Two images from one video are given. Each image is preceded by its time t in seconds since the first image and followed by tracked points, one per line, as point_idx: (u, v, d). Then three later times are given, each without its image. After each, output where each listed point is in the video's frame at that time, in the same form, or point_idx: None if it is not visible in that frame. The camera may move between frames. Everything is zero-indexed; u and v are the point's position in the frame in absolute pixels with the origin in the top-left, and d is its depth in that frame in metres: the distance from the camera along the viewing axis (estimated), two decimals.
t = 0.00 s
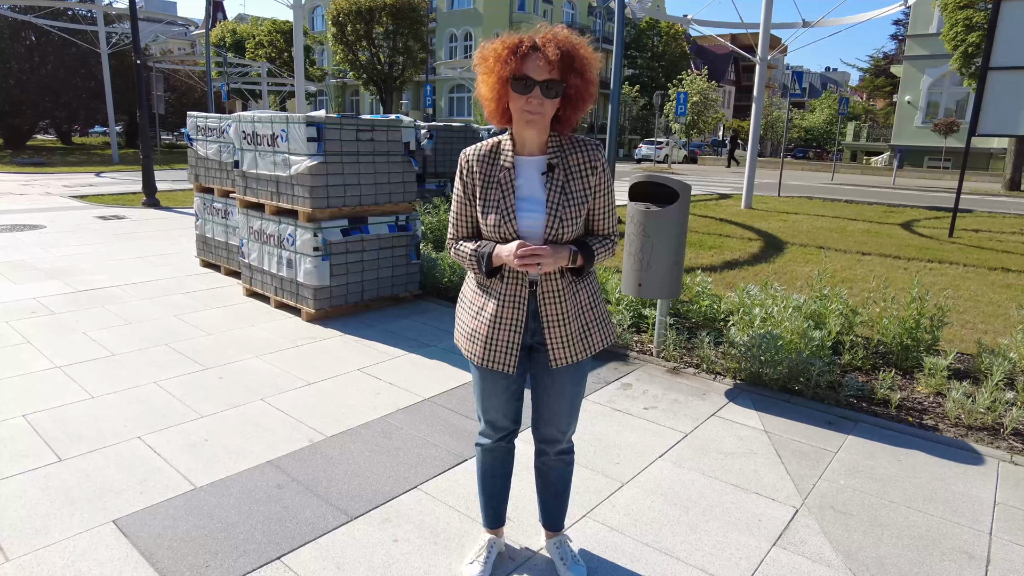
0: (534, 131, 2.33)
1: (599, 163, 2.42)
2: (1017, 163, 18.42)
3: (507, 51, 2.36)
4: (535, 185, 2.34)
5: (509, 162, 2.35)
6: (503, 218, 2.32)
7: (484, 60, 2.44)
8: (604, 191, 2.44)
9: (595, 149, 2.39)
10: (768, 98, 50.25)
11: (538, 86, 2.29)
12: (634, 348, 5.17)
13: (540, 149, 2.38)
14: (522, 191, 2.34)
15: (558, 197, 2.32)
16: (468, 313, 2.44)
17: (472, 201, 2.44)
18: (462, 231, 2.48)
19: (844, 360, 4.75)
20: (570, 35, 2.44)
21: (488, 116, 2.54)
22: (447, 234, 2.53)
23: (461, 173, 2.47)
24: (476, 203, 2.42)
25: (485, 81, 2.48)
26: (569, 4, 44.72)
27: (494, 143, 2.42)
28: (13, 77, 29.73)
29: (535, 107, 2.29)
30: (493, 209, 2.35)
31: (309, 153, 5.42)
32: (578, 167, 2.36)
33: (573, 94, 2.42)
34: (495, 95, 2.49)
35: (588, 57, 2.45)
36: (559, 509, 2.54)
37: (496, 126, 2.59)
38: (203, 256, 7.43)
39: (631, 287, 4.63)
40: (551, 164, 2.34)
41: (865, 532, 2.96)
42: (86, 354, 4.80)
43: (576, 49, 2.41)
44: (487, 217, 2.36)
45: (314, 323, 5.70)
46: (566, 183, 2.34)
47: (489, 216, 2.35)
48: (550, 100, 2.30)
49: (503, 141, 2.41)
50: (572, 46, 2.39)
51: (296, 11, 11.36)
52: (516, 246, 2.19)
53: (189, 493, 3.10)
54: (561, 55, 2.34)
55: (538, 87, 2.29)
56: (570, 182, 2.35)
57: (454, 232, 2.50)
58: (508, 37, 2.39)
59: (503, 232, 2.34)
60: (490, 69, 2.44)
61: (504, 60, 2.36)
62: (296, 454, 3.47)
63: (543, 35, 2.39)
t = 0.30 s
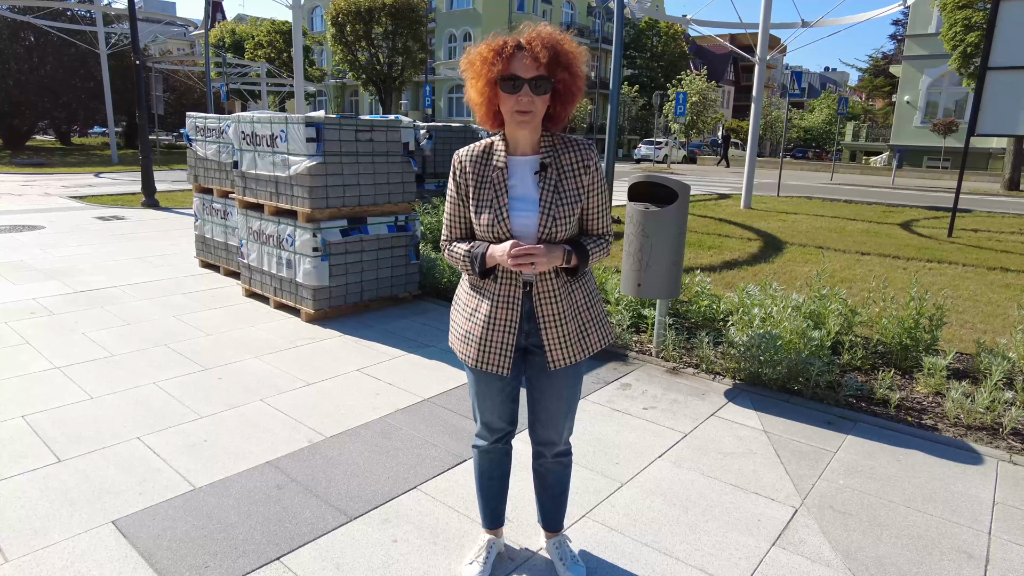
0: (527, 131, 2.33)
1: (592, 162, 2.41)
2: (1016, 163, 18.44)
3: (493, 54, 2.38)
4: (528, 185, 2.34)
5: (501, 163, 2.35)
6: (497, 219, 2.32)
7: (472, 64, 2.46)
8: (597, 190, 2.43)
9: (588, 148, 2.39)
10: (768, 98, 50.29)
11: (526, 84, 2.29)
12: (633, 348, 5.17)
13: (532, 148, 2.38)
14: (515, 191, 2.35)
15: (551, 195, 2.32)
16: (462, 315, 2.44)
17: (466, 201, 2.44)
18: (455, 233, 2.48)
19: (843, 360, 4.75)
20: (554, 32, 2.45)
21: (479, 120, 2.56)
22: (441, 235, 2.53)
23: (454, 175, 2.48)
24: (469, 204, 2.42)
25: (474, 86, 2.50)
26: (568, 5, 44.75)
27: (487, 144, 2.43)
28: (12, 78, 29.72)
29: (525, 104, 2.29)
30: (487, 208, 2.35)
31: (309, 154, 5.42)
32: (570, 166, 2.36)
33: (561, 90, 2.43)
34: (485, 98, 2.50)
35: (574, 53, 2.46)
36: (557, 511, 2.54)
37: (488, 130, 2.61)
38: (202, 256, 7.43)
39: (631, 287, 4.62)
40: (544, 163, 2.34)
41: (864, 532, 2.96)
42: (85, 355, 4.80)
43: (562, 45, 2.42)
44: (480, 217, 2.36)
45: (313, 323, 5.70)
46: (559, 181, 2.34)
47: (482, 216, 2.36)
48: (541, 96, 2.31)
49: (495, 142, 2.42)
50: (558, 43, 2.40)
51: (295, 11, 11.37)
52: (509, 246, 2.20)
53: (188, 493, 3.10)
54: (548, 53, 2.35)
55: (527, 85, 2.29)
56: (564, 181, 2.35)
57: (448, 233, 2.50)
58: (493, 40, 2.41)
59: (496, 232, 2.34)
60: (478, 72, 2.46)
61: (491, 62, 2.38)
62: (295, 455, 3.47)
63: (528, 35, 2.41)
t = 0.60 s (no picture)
0: (514, 129, 2.33)
1: (579, 161, 2.41)
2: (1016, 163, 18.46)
3: (472, 58, 2.40)
4: (515, 181, 2.34)
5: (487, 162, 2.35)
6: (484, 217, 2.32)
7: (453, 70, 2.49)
8: (585, 189, 2.42)
9: (575, 148, 2.40)
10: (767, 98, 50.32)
11: (509, 82, 2.30)
12: (633, 348, 5.18)
13: (519, 146, 2.39)
14: (502, 187, 2.35)
15: (538, 193, 2.31)
16: (448, 317, 2.45)
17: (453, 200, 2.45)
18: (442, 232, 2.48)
19: (842, 360, 4.76)
20: (531, 32, 2.46)
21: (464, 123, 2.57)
22: (428, 236, 2.53)
23: (441, 174, 2.50)
24: (456, 202, 2.43)
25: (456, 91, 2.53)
26: (567, 5, 44.79)
27: (473, 145, 2.44)
28: (12, 79, 29.75)
29: (510, 103, 2.30)
30: (473, 205, 2.35)
31: (308, 154, 5.42)
32: (557, 164, 2.36)
33: (545, 86, 2.43)
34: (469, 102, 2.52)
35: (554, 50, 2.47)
36: (555, 516, 2.55)
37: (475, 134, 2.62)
38: (202, 257, 7.43)
39: (630, 287, 4.62)
40: (530, 161, 2.33)
41: (864, 532, 2.96)
42: (85, 356, 4.81)
43: (540, 42, 2.43)
44: (467, 215, 2.36)
45: (313, 324, 5.70)
46: (546, 179, 2.33)
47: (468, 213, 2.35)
48: (525, 94, 2.31)
49: (481, 142, 2.43)
50: (538, 41, 2.40)
51: (294, 12, 11.37)
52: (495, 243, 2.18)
53: (188, 493, 3.11)
54: (527, 51, 2.36)
55: (510, 84, 2.30)
56: (550, 178, 2.34)
57: (435, 233, 2.50)
58: (472, 45, 2.44)
59: (482, 230, 2.33)
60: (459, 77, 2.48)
61: (471, 66, 2.40)
62: (295, 455, 3.48)
63: (506, 36, 2.42)
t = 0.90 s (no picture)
0: (496, 130, 2.33)
1: (561, 164, 2.36)
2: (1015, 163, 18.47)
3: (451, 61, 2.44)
4: (494, 183, 2.33)
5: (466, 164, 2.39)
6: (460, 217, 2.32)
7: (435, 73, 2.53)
8: (567, 192, 2.37)
9: (556, 150, 2.36)
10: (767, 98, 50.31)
11: (489, 84, 2.31)
12: (633, 348, 5.17)
13: (502, 148, 2.38)
14: (481, 188, 2.34)
15: (516, 194, 2.28)
16: (431, 317, 2.48)
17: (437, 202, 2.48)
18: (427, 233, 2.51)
19: (843, 360, 4.76)
20: (514, 34, 2.47)
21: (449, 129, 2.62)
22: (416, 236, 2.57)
23: (429, 177, 2.53)
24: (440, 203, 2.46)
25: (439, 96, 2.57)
26: (567, 6, 44.79)
27: (458, 149, 2.49)
28: (12, 79, 29.76)
29: (491, 104, 2.31)
30: (453, 206, 2.37)
31: (308, 155, 5.42)
32: (538, 166, 2.33)
33: (527, 88, 2.42)
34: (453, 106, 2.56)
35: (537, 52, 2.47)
36: (538, 526, 2.49)
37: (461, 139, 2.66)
38: (202, 257, 7.43)
39: (630, 287, 4.62)
40: (509, 162, 2.32)
41: (864, 531, 2.96)
42: (86, 356, 4.81)
43: (522, 44, 2.43)
44: (446, 215, 2.38)
45: (313, 324, 5.70)
46: (525, 180, 2.30)
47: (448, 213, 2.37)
48: (505, 95, 2.32)
49: (465, 146, 2.47)
50: (518, 43, 2.41)
51: (294, 12, 11.36)
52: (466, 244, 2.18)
53: (189, 494, 3.11)
54: (507, 54, 2.37)
55: (490, 85, 2.31)
56: (529, 180, 2.31)
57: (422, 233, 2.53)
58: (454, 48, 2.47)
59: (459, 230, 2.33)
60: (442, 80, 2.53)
61: (452, 68, 2.43)
62: (296, 456, 3.48)
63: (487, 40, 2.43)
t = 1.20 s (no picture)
0: (480, 131, 2.34)
1: (540, 161, 2.26)
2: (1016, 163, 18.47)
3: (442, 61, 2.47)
4: (476, 183, 2.34)
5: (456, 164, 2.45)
6: (442, 216, 2.38)
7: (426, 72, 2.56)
8: (547, 190, 2.25)
9: (536, 147, 2.27)
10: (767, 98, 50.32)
11: (473, 85, 2.32)
12: (633, 348, 5.17)
13: (488, 148, 2.38)
14: (465, 190, 2.36)
15: (491, 193, 2.27)
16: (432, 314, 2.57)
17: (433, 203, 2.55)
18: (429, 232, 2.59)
19: (843, 360, 4.76)
20: (503, 35, 2.46)
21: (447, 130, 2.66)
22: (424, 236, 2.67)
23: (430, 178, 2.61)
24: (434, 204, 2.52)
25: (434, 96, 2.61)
26: (567, 6, 44.79)
27: (454, 151, 2.54)
28: (13, 80, 29.78)
29: (474, 104, 2.31)
30: (439, 207, 2.42)
31: (309, 155, 5.42)
32: (515, 165, 2.27)
33: (513, 88, 2.39)
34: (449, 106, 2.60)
35: (525, 54, 2.45)
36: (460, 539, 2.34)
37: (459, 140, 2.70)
38: (203, 258, 7.44)
39: (630, 287, 4.63)
40: (489, 163, 2.31)
41: (866, 532, 2.96)
42: (86, 356, 4.81)
43: (508, 45, 2.41)
44: (435, 216, 2.44)
45: (313, 324, 5.70)
46: (499, 180, 2.27)
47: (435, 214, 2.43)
48: (489, 96, 2.31)
49: (459, 147, 2.51)
50: (506, 44, 2.40)
51: (294, 13, 11.36)
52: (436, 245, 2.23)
53: (190, 494, 3.11)
54: (492, 54, 2.36)
55: (474, 86, 2.32)
56: (504, 180, 2.26)
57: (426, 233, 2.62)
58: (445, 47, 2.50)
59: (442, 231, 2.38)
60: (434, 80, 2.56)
61: (441, 69, 2.46)
62: (297, 456, 3.48)
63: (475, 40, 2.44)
